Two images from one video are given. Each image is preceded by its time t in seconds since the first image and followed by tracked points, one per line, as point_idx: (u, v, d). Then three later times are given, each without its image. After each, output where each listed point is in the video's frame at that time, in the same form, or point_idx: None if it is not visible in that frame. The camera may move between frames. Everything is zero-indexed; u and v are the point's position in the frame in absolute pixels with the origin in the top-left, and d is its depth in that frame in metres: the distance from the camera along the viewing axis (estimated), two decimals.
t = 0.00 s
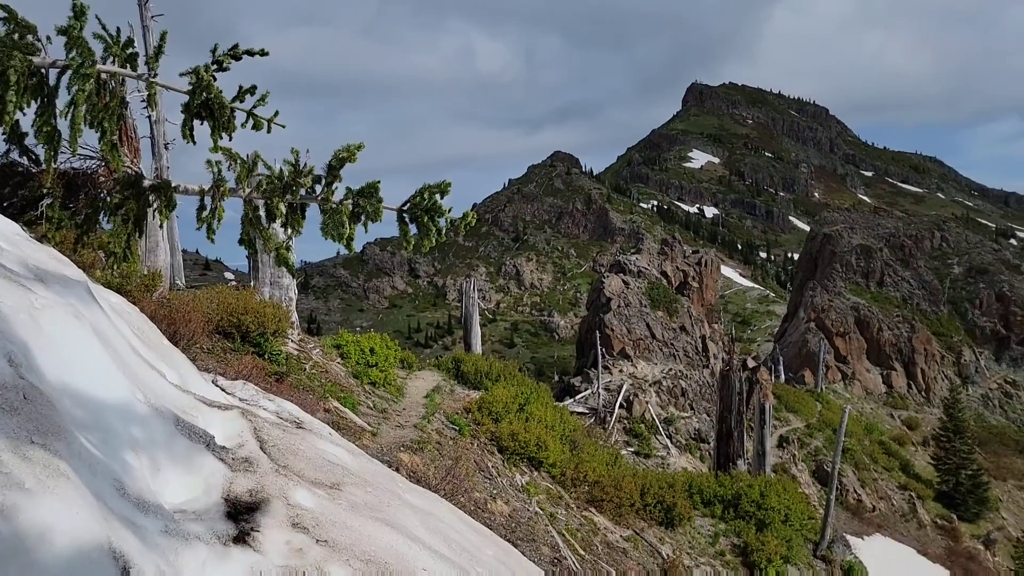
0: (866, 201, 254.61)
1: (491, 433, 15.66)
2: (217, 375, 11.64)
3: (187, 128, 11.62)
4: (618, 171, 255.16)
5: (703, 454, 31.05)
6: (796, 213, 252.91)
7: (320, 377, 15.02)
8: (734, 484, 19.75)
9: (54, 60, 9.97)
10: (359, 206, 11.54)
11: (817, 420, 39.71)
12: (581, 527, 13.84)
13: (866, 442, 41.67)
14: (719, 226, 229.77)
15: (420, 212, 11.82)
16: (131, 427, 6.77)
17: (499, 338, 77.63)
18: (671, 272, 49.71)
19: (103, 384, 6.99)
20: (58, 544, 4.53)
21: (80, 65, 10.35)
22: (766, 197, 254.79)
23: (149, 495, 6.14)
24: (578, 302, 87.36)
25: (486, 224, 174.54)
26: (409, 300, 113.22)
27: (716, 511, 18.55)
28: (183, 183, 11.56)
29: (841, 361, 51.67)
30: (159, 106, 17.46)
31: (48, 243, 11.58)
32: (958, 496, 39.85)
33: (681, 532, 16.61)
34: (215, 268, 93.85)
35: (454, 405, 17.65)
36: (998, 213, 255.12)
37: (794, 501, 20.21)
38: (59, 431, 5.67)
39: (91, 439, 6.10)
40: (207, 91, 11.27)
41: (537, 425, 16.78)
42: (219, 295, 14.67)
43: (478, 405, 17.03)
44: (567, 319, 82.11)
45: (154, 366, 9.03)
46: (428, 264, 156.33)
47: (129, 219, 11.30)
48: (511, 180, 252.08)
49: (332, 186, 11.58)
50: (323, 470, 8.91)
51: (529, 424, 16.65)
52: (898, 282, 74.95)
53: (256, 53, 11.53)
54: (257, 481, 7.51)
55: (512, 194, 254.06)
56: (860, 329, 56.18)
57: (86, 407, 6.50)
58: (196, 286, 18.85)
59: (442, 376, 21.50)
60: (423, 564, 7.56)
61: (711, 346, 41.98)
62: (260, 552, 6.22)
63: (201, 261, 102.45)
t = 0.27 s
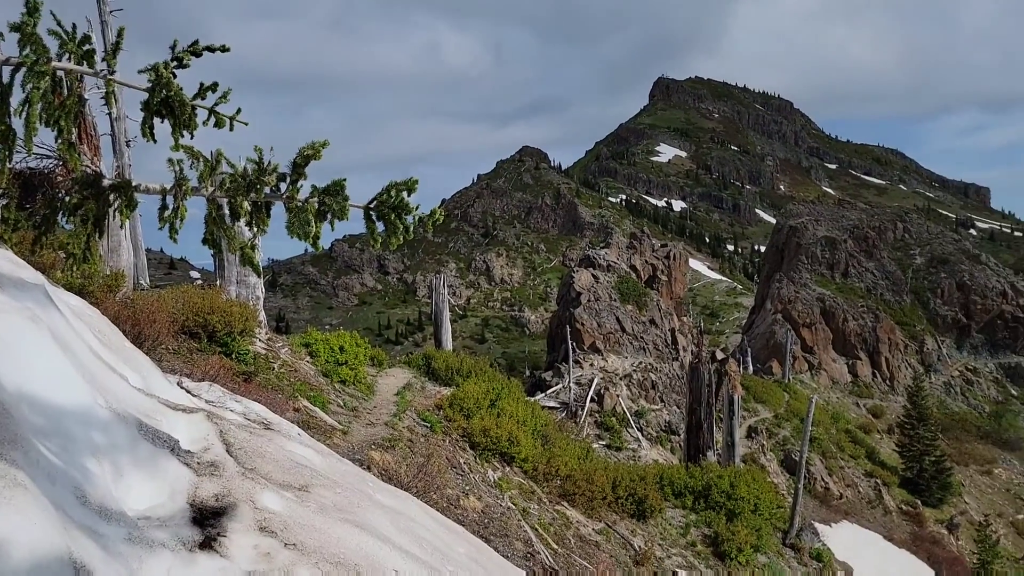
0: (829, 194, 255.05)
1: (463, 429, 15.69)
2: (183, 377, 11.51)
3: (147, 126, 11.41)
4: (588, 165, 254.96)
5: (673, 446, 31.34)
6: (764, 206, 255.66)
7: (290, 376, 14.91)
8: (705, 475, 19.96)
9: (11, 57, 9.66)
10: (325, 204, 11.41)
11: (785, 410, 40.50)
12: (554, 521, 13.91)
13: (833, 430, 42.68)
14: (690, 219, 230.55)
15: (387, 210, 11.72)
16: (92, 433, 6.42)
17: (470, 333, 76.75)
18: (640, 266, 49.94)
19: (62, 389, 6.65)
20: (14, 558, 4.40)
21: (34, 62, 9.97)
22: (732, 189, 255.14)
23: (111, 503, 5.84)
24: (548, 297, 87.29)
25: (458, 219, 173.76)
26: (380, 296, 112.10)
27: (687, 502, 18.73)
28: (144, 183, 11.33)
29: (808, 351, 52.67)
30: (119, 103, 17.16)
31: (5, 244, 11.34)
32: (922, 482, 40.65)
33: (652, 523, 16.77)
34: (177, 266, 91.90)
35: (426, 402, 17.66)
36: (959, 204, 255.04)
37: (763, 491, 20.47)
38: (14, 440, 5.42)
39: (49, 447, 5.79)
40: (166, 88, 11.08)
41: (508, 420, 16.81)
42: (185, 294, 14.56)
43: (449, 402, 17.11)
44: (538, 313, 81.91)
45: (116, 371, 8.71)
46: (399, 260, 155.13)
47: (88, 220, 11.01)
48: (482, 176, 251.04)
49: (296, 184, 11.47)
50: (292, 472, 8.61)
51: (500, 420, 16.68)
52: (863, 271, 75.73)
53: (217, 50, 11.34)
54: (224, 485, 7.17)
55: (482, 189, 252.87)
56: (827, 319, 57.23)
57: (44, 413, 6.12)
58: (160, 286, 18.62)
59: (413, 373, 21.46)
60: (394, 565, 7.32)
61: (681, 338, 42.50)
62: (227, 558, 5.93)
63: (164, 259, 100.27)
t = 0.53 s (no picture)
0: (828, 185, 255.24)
1: (464, 425, 15.76)
2: (184, 375, 11.53)
3: (144, 126, 11.41)
4: (586, 159, 255.09)
5: (674, 439, 31.40)
6: (762, 198, 255.41)
7: (290, 373, 14.95)
8: (705, 468, 19.98)
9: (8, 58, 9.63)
10: (324, 202, 11.41)
11: (785, 403, 40.61)
12: (555, 515, 13.95)
13: (833, 422, 42.72)
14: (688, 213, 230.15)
15: (386, 207, 11.73)
16: (94, 435, 6.43)
17: (470, 328, 76.82)
18: (639, 260, 49.95)
19: (64, 391, 6.64)
20: (20, 558, 4.40)
21: (31, 63, 9.99)
22: (732, 181, 255.16)
23: (114, 504, 5.86)
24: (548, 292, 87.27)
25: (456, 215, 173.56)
26: (380, 293, 112.06)
27: (688, 494, 18.77)
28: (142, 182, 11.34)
29: (808, 343, 52.77)
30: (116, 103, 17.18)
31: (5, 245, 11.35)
32: (923, 472, 40.55)
33: (654, 516, 16.80)
34: (177, 264, 91.92)
35: (426, 398, 17.71)
36: (957, 194, 254.96)
37: (765, 483, 20.50)
38: (17, 441, 5.40)
39: (53, 449, 5.78)
40: (164, 88, 11.11)
41: (508, 415, 16.85)
42: (185, 293, 14.58)
43: (450, 397, 17.17)
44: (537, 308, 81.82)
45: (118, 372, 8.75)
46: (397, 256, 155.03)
47: (87, 220, 10.99)
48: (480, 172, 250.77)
49: (294, 182, 11.47)
50: (293, 470, 8.65)
51: (500, 415, 16.72)
52: (863, 262, 75.59)
53: (214, 49, 11.34)
54: (226, 484, 7.20)
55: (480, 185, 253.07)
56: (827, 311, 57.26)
57: (45, 415, 6.16)
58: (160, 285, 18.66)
59: (413, 369, 21.52)
60: (397, 561, 7.35)
61: (680, 332, 42.56)
62: (231, 556, 5.97)
63: (163, 258, 100.21)
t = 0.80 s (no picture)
0: (829, 178, 255.22)
1: (467, 422, 15.76)
2: (186, 377, 11.53)
3: (142, 129, 11.39)
4: (586, 155, 255.12)
5: (677, 434, 31.41)
6: (762, 193, 255.14)
7: (293, 374, 14.93)
8: (709, 462, 19.98)
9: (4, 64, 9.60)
10: (322, 203, 11.39)
11: (788, 396, 40.64)
12: (559, 512, 13.96)
13: (836, 415, 42.72)
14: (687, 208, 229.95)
15: (385, 207, 11.72)
16: (94, 440, 6.42)
17: (472, 325, 76.81)
18: (641, 255, 49.90)
19: (64, 396, 6.63)
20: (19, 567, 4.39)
21: (29, 68, 9.96)
22: (732, 176, 255.12)
23: (115, 508, 5.85)
24: (550, 289, 87.28)
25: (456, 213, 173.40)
26: (381, 292, 112.05)
27: (692, 490, 18.78)
28: (141, 185, 11.33)
29: (810, 337, 52.77)
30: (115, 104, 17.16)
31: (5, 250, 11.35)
32: (926, 464, 40.46)
33: (658, 511, 16.78)
34: (180, 265, 92.06)
35: (430, 396, 17.71)
36: (958, 185, 254.96)
37: (769, 477, 20.50)
38: (16, 449, 5.37)
39: (53, 456, 5.77)
40: (161, 91, 11.10)
41: (512, 412, 16.84)
42: (186, 295, 14.60)
43: (453, 395, 17.18)
44: (539, 305, 81.80)
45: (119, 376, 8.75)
46: (398, 255, 155.03)
47: (87, 223, 10.97)
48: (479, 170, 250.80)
49: (293, 184, 11.46)
50: (294, 472, 8.62)
51: (504, 412, 16.72)
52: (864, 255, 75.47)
53: (211, 52, 11.32)
54: (227, 488, 7.18)
55: (479, 182, 253.07)
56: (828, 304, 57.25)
57: (46, 421, 6.14)
58: (163, 286, 18.67)
59: (416, 367, 21.51)
60: (398, 562, 7.34)
61: (682, 327, 42.59)
62: (232, 560, 5.95)
63: (166, 259, 100.34)
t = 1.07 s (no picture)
0: (820, 178, 254.99)
1: (459, 422, 15.74)
2: (176, 378, 11.45)
3: (130, 129, 11.32)
4: (578, 155, 255.13)
5: (670, 433, 31.48)
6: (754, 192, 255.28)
7: (284, 374, 14.87)
8: (701, 461, 20.01)
9: None
10: (312, 203, 11.34)
11: (779, 394, 40.84)
12: (551, 511, 13.96)
13: (827, 413, 42.92)
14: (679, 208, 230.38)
15: (376, 206, 11.67)
16: (81, 441, 6.36)
17: (465, 325, 76.64)
18: (633, 254, 49.92)
19: (50, 398, 6.56)
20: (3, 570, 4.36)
21: (15, 67, 9.88)
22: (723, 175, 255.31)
23: (103, 510, 5.81)
24: (543, 288, 87.27)
25: (448, 212, 172.99)
26: (374, 291, 111.69)
27: (684, 488, 18.83)
28: (130, 185, 11.27)
29: (801, 335, 53.02)
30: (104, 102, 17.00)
31: None
32: (917, 462, 40.70)
33: (650, 510, 16.81)
34: (171, 265, 91.42)
35: (422, 396, 17.66)
36: (948, 184, 255.04)
37: (760, 475, 20.55)
38: None
39: (40, 458, 5.72)
40: (149, 90, 11.03)
41: (504, 411, 16.82)
42: (176, 295, 14.51)
43: (445, 395, 17.17)
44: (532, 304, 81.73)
45: (106, 377, 8.67)
46: (390, 254, 154.45)
47: (75, 224, 10.90)
48: (472, 170, 250.36)
49: (283, 184, 11.41)
50: (284, 473, 8.58)
51: (496, 411, 16.69)
52: (854, 253, 75.89)
53: (199, 51, 11.27)
54: (216, 489, 7.13)
55: (472, 182, 252.66)
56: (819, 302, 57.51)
57: (33, 423, 6.09)
58: (153, 285, 18.55)
59: (408, 367, 21.44)
60: (388, 563, 7.30)
61: (675, 325, 42.70)
62: (220, 561, 5.91)
63: (157, 259, 99.65)
